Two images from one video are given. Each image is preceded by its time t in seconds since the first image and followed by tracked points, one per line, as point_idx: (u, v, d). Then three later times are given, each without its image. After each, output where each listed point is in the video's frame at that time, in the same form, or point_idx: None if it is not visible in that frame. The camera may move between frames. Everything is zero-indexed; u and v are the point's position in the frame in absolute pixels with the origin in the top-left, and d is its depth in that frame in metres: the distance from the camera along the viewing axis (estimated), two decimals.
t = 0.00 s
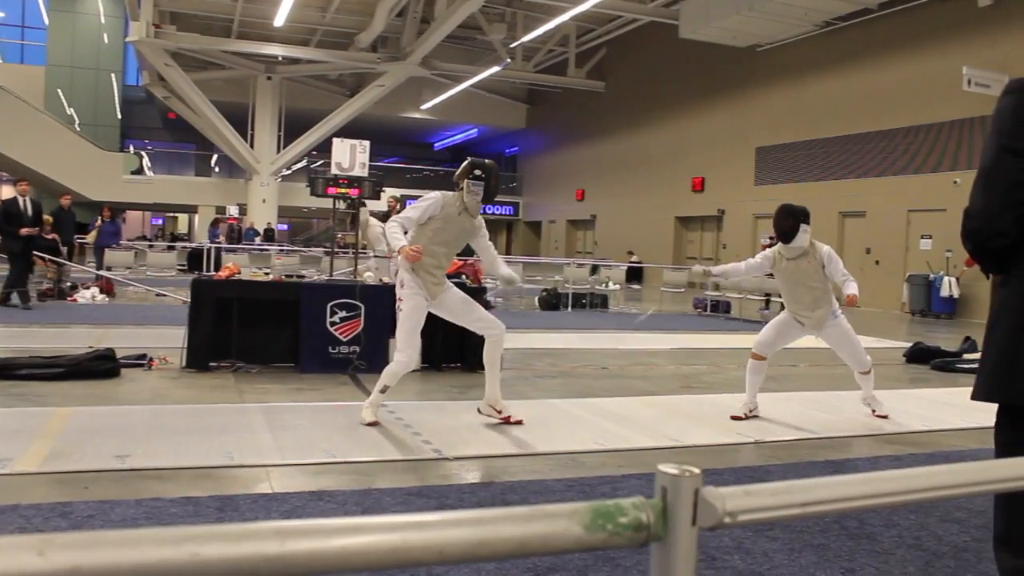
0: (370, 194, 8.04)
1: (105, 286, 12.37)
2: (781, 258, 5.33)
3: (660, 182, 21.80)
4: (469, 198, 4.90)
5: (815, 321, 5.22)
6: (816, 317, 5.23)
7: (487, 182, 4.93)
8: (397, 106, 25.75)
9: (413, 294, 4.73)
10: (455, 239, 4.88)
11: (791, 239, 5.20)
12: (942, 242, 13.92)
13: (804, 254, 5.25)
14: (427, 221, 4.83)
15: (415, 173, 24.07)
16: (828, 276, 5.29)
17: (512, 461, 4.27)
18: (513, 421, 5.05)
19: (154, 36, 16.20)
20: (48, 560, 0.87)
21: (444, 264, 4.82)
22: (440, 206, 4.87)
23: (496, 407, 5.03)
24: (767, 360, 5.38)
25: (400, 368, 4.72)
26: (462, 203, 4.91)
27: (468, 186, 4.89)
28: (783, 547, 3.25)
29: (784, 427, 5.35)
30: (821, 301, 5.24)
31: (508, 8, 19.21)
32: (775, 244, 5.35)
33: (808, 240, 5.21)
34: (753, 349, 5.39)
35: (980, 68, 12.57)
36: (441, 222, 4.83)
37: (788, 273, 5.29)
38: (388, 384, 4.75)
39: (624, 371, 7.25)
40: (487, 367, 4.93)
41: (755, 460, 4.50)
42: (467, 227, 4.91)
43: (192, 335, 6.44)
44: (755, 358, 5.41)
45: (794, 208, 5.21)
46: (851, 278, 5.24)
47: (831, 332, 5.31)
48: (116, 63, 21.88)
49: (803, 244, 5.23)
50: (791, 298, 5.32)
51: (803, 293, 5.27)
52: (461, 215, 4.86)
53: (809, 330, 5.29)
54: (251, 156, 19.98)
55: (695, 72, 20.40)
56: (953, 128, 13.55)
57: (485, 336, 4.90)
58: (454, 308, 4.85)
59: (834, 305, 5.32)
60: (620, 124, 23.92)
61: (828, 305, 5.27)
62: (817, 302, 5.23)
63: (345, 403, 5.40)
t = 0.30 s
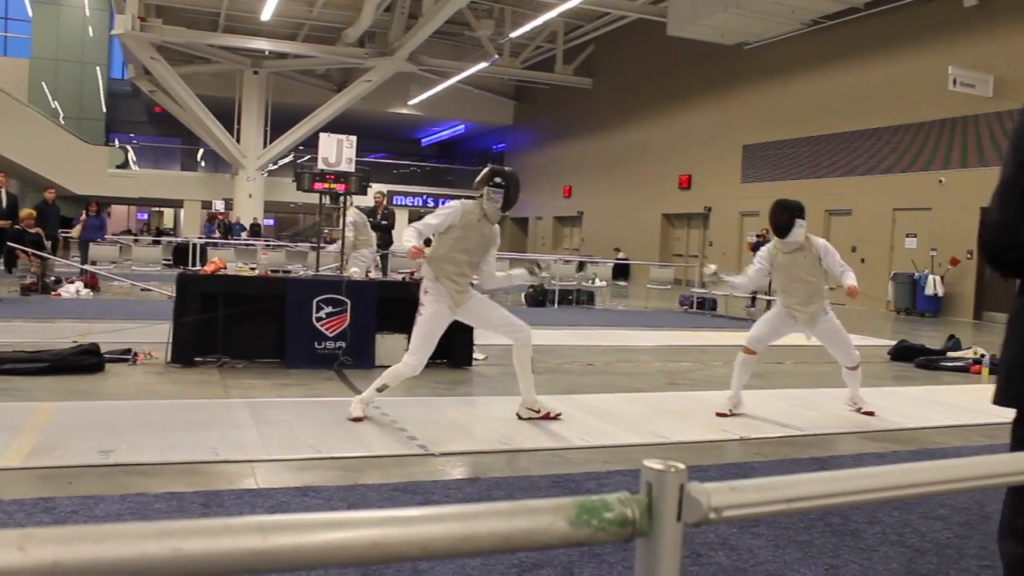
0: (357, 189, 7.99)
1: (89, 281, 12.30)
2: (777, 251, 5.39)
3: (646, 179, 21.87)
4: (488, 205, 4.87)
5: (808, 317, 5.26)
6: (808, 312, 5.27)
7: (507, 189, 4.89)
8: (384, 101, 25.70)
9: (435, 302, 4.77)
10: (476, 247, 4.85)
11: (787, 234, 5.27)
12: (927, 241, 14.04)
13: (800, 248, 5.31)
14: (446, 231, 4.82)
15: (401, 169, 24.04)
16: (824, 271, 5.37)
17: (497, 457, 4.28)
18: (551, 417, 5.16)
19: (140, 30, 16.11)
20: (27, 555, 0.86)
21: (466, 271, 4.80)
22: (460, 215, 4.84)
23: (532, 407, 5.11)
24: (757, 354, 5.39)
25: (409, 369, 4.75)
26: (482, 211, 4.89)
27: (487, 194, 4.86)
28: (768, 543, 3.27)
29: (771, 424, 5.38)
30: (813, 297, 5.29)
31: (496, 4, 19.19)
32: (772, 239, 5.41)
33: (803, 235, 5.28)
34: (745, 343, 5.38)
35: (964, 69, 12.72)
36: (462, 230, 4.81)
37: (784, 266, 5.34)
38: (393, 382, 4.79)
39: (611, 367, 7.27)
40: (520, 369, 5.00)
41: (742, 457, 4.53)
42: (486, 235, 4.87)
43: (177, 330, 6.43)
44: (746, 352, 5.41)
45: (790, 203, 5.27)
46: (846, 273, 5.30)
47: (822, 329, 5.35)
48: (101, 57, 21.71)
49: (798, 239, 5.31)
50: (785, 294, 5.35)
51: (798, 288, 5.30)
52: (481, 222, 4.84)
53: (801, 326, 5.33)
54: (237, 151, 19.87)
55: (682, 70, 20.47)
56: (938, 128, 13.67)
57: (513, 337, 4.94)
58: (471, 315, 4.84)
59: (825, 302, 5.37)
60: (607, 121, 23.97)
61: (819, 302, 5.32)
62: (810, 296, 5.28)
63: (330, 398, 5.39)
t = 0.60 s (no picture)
0: (339, 186, 7.92)
1: (68, 278, 12.18)
2: (711, 253, 5.31)
3: (628, 177, 21.93)
4: (476, 190, 4.87)
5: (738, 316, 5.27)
6: (739, 311, 5.27)
7: (496, 174, 4.86)
8: (366, 98, 25.60)
9: (428, 290, 4.74)
10: (466, 231, 4.84)
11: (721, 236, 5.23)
12: (906, 239, 14.19)
13: (735, 249, 5.24)
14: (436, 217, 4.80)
15: (383, 166, 23.94)
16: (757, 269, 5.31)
17: (479, 454, 4.27)
18: (533, 415, 5.17)
19: (119, 24, 15.94)
20: (5, 556, 0.85)
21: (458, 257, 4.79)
22: (448, 200, 4.83)
23: (513, 403, 5.11)
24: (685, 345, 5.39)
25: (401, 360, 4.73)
26: (470, 196, 4.88)
27: (475, 178, 4.86)
28: (748, 539, 3.29)
29: (751, 421, 5.42)
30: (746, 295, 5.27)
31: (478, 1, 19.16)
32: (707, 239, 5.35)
33: (738, 237, 5.21)
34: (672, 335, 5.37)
35: (943, 68, 12.86)
36: (454, 216, 4.79)
37: (718, 267, 5.28)
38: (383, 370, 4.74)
39: (592, 364, 7.29)
40: (504, 364, 4.97)
41: (723, 453, 4.55)
42: (476, 218, 4.86)
43: (157, 327, 6.39)
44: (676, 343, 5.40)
45: (722, 205, 5.21)
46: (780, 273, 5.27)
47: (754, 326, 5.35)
48: (79, 51, 21.45)
49: (732, 240, 5.24)
50: (718, 293, 5.32)
51: (732, 287, 5.27)
52: (469, 206, 4.83)
53: (732, 323, 5.32)
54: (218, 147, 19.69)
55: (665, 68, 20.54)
56: (917, 126, 13.81)
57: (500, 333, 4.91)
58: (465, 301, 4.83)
59: (758, 300, 5.35)
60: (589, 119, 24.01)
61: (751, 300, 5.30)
62: (742, 294, 5.27)
63: (311, 396, 5.36)
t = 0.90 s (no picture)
0: (323, 183, 7.89)
1: (50, 274, 12.06)
2: (625, 274, 5.17)
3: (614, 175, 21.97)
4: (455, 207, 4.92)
5: (663, 337, 5.24)
6: (664, 333, 5.23)
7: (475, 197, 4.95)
8: (351, 95, 25.51)
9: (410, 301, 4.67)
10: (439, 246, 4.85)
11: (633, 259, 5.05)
12: (889, 237, 14.30)
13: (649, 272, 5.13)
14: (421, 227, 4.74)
15: (368, 163, 23.84)
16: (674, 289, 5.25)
17: (463, 452, 4.26)
18: (511, 411, 5.14)
19: (101, 19, 15.79)
20: None
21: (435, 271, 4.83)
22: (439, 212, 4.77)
23: (492, 400, 5.10)
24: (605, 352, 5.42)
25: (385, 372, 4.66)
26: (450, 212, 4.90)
27: (456, 198, 4.92)
28: (733, 538, 3.30)
29: (735, 418, 5.44)
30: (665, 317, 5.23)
31: None
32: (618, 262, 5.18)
33: (651, 259, 5.07)
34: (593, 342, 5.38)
35: (926, 68, 12.96)
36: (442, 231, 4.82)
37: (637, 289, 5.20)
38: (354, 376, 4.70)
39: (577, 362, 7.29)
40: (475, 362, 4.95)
41: (708, 451, 4.57)
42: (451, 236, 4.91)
43: (139, 324, 6.33)
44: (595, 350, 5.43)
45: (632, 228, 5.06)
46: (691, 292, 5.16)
47: (681, 351, 5.32)
48: (60, 45, 21.22)
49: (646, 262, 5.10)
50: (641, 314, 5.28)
51: (653, 308, 5.24)
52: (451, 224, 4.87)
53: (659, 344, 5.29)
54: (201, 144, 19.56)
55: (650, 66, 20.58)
56: (899, 125, 13.93)
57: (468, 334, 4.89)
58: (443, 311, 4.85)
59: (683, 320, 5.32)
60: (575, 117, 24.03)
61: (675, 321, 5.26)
62: (666, 316, 5.22)
63: (295, 394, 5.33)
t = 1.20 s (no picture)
0: (332, 183, 7.90)
1: (61, 275, 12.14)
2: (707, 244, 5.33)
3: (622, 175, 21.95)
4: (482, 192, 4.87)
5: (719, 299, 5.19)
6: (723, 296, 5.21)
7: (499, 176, 4.88)
8: (359, 95, 25.56)
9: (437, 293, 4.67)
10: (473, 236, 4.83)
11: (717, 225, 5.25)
12: (899, 236, 14.24)
13: (729, 240, 5.26)
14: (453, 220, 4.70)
15: (376, 164, 23.89)
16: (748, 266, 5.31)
17: (473, 453, 4.26)
18: (510, 413, 5.14)
19: (110, 21, 15.87)
20: None
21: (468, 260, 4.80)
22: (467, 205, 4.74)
23: (492, 401, 5.07)
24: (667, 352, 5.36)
25: (418, 364, 4.66)
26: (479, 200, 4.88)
27: (482, 182, 4.85)
28: (743, 538, 3.29)
29: (745, 418, 5.42)
30: (733, 286, 5.27)
31: None
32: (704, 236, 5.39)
33: (731, 227, 5.23)
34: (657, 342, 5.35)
35: (936, 66, 12.89)
36: (477, 220, 4.74)
37: (712, 255, 5.30)
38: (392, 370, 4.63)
39: (586, 362, 7.28)
40: (492, 360, 4.95)
41: (719, 451, 4.56)
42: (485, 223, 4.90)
43: (149, 325, 6.37)
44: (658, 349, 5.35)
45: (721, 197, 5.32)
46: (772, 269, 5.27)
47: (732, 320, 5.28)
48: (71, 48, 21.33)
49: (727, 232, 5.25)
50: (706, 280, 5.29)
51: (718, 272, 5.27)
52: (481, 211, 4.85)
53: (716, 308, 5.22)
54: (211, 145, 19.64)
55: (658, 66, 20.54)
56: (910, 124, 13.86)
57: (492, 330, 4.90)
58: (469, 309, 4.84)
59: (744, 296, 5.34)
60: (584, 117, 24.01)
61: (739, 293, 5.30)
62: (729, 281, 5.26)
63: (305, 394, 5.35)
